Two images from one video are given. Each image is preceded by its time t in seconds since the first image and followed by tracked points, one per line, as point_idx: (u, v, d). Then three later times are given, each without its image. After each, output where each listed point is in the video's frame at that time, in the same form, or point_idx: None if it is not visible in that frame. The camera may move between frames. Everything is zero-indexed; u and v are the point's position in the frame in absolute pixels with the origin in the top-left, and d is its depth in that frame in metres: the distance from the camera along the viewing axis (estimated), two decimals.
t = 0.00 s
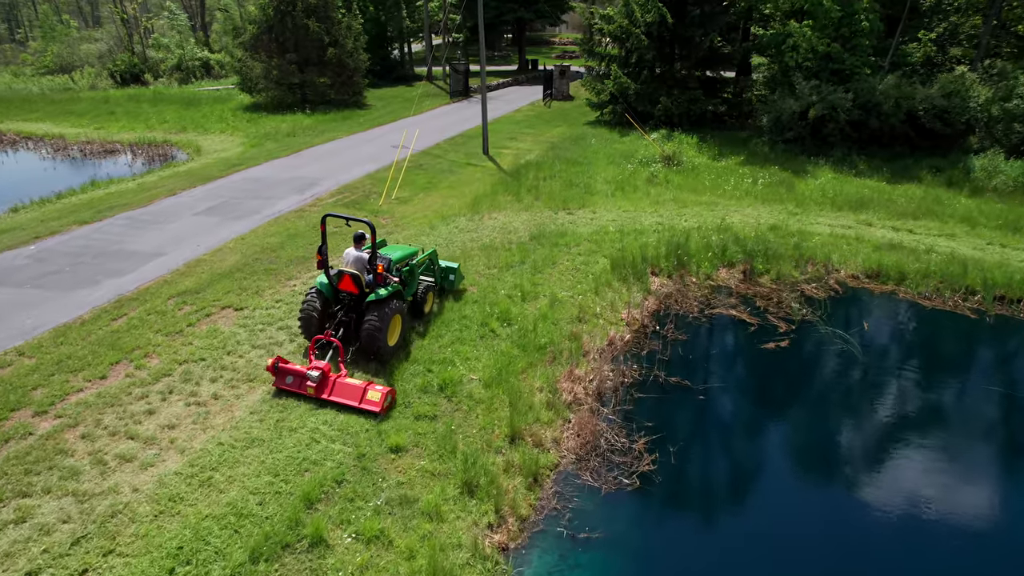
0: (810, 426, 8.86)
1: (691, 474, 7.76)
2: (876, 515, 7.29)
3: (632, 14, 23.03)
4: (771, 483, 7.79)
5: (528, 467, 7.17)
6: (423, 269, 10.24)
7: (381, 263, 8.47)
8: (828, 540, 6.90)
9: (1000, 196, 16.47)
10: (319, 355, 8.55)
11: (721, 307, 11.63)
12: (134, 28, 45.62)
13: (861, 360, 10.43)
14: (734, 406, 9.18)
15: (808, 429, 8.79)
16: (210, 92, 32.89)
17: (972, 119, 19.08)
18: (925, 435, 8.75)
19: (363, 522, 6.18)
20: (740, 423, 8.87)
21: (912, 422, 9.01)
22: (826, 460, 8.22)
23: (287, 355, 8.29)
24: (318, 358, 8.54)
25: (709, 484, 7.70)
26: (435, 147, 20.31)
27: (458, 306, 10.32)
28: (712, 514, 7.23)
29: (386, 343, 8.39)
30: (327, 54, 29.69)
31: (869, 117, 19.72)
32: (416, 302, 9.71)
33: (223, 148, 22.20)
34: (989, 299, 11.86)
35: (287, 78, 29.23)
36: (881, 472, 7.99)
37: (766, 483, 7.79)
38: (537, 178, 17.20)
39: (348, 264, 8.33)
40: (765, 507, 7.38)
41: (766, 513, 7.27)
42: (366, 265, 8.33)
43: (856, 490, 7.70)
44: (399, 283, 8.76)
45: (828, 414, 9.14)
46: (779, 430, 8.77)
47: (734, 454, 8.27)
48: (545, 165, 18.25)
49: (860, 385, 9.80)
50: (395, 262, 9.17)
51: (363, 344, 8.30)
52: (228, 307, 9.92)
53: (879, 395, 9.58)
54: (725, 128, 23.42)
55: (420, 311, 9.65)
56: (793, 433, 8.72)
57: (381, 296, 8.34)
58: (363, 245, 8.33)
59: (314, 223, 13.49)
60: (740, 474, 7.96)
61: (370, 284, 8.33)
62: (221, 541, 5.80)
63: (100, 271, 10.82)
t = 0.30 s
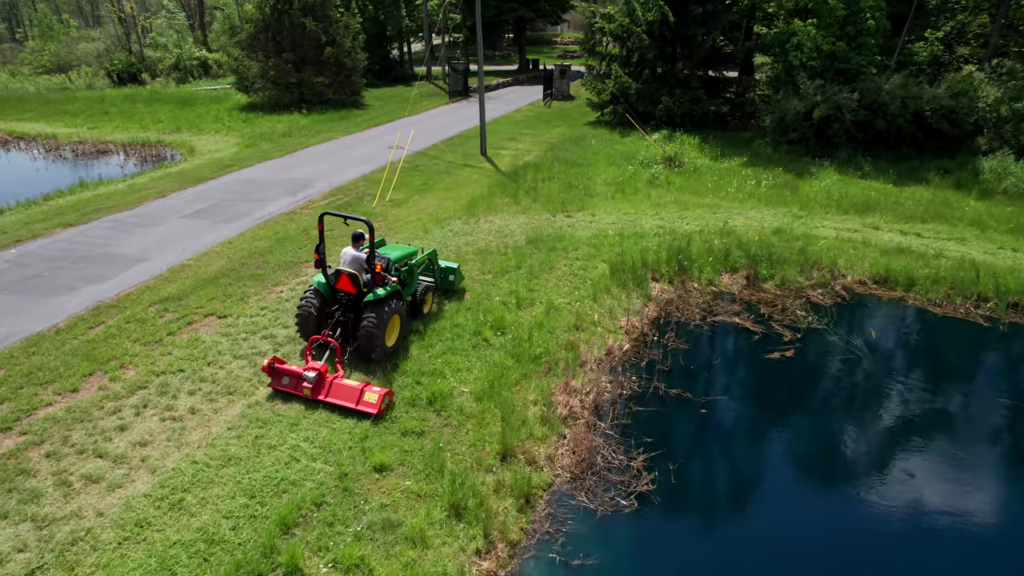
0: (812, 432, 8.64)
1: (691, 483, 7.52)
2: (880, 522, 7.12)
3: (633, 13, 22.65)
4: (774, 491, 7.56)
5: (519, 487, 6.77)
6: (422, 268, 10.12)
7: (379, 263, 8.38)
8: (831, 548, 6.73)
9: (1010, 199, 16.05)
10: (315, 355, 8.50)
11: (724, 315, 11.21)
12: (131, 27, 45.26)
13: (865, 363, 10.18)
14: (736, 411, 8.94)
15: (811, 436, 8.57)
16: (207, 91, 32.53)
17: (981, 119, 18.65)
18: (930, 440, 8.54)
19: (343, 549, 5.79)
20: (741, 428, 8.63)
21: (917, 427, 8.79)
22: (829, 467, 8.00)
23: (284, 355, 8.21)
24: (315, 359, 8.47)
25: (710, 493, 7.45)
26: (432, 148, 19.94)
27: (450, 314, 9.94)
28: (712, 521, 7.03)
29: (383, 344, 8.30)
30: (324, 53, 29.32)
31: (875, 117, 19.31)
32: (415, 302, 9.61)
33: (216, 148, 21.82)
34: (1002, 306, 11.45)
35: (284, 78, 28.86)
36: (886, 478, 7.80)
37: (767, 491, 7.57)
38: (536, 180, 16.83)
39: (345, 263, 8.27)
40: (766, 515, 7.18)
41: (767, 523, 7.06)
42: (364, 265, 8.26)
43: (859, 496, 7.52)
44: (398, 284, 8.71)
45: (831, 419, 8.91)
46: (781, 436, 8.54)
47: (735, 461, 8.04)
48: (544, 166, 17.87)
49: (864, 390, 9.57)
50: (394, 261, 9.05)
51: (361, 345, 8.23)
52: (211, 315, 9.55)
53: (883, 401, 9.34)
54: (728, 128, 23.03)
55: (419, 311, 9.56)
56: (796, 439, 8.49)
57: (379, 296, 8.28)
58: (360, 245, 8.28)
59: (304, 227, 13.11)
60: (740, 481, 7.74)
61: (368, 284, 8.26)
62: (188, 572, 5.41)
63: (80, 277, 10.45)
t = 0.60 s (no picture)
0: (815, 438, 8.42)
1: (690, 492, 7.30)
2: (882, 526, 7.01)
3: (634, 12, 22.27)
4: (775, 500, 7.35)
5: (509, 511, 6.41)
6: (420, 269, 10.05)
7: (376, 263, 8.25)
8: (833, 552, 6.63)
9: (1020, 202, 15.63)
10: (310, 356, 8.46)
11: (725, 325, 10.79)
12: (128, 26, 44.88)
13: (869, 365, 9.99)
14: (737, 417, 8.72)
15: (814, 442, 8.35)
16: (203, 91, 32.19)
17: (989, 120, 18.22)
18: (934, 443, 8.40)
19: None
20: (742, 434, 8.41)
21: (921, 431, 8.64)
22: (832, 475, 7.78)
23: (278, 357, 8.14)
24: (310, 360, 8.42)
25: (709, 503, 7.24)
26: (429, 149, 19.58)
27: (441, 323, 9.57)
28: (711, 529, 6.89)
29: (380, 345, 8.20)
30: (321, 52, 28.95)
31: (881, 118, 18.90)
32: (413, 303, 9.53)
33: (209, 149, 21.48)
34: (1015, 315, 11.04)
35: (280, 78, 28.49)
36: (889, 481, 7.67)
37: (768, 500, 7.35)
38: (533, 182, 16.45)
39: (342, 263, 8.17)
40: (767, 520, 7.06)
41: (768, 534, 6.84)
42: (361, 266, 8.13)
43: (860, 499, 7.41)
44: (395, 284, 8.63)
45: (834, 425, 8.68)
46: (784, 443, 8.32)
47: (736, 469, 7.82)
48: (542, 168, 17.49)
49: (868, 393, 9.38)
50: (391, 262, 8.97)
51: (357, 347, 8.15)
52: (192, 324, 9.19)
53: (887, 406, 9.12)
54: (730, 129, 22.63)
55: (417, 312, 9.48)
56: (798, 445, 8.28)
57: (375, 297, 8.18)
58: (357, 244, 8.17)
59: (293, 231, 12.73)
60: (740, 489, 7.52)
61: (364, 284, 8.15)
62: None
63: (58, 284, 10.10)
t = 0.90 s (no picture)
0: (817, 442, 8.21)
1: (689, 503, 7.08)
2: (887, 531, 6.85)
3: (634, 10, 21.85)
4: (777, 508, 7.14)
5: (496, 538, 6.01)
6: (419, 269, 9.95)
7: (372, 263, 8.07)
8: (836, 558, 6.48)
9: None
10: (306, 356, 8.29)
11: (725, 334, 10.38)
12: (126, 26, 44.60)
13: (873, 368, 9.77)
14: (737, 423, 8.50)
15: (816, 446, 8.14)
16: (199, 91, 31.83)
17: (998, 120, 17.76)
18: (940, 447, 8.21)
19: None
20: (743, 440, 8.19)
21: (926, 434, 8.44)
22: (835, 482, 7.56)
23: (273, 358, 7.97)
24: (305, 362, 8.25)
25: (710, 514, 7.02)
26: (424, 150, 19.19)
27: (431, 333, 9.20)
28: (713, 538, 6.71)
29: (377, 346, 8.07)
30: (318, 51, 28.57)
31: (886, 119, 18.48)
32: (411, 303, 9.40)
33: (201, 150, 21.11)
34: None
35: (276, 78, 28.15)
36: (894, 485, 7.49)
37: (770, 508, 7.14)
38: (531, 184, 16.06)
39: (338, 263, 7.93)
40: (770, 527, 6.88)
41: (770, 545, 6.62)
42: (358, 266, 7.93)
43: (864, 503, 7.24)
44: (392, 284, 8.43)
45: (837, 430, 8.47)
46: (786, 449, 8.09)
47: (736, 476, 7.61)
48: (539, 170, 17.08)
49: (872, 397, 9.16)
50: (389, 261, 8.81)
51: (354, 348, 7.98)
52: (171, 333, 8.81)
53: (891, 410, 8.90)
54: (732, 130, 22.24)
55: (415, 312, 9.33)
56: (800, 450, 8.07)
57: (372, 298, 7.98)
58: (353, 244, 7.90)
59: (281, 235, 12.35)
60: (741, 497, 7.31)
61: (361, 285, 7.96)
62: None
63: (33, 291, 9.74)
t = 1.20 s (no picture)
0: (821, 448, 8.02)
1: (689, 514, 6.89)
2: (893, 541, 6.64)
3: (635, 8, 21.45)
4: (779, 518, 6.95)
5: (480, 567, 5.61)
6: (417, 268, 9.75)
7: (367, 262, 7.90)
8: (841, 568, 6.27)
9: None
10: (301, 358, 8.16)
11: (727, 342, 10.00)
12: (123, 25, 44.25)
13: (876, 372, 9.54)
14: (739, 429, 8.30)
15: (820, 452, 7.94)
16: (195, 90, 31.49)
17: (1007, 121, 17.32)
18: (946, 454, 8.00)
19: None
20: (744, 446, 8.00)
21: (931, 441, 8.23)
22: (839, 490, 7.36)
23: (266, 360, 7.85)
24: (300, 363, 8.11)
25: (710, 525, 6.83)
26: (420, 151, 18.81)
27: (419, 343, 8.82)
28: (714, 551, 6.48)
29: (372, 348, 7.91)
30: (314, 50, 28.20)
31: (892, 119, 18.07)
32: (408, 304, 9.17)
33: (194, 150, 20.77)
34: None
35: (272, 77, 27.79)
36: (899, 493, 7.28)
37: (772, 518, 6.95)
38: (528, 186, 15.67)
39: (333, 263, 7.81)
40: (773, 539, 6.66)
41: (772, 555, 6.42)
42: (352, 266, 7.80)
43: (868, 512, 7.02)
44: (388, 285, 8.27)
45: (842, 436, 8.26)
46: (788, 456, 7.88)
47: (737, 486, 7.41)
48: (537, 171, 16.70)
49: (875, 402, 8.94)
50: (385, 261, 8.65)
51: (349, 349, 7.83)
52: (147, 342, 8.44)
53: (896, 414, 8.70)
54: (734, 130, 21.84)
55: (413, 313, 9.14)
56: (802, 457, 7.87)
57: (367, 298, 7.83)
58: (348, 243, 7.77)
59: (269, 239, 11.98)
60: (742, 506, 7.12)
61: (356, 285, 7.82)
62: None
63: (9, 297, 9.40)
